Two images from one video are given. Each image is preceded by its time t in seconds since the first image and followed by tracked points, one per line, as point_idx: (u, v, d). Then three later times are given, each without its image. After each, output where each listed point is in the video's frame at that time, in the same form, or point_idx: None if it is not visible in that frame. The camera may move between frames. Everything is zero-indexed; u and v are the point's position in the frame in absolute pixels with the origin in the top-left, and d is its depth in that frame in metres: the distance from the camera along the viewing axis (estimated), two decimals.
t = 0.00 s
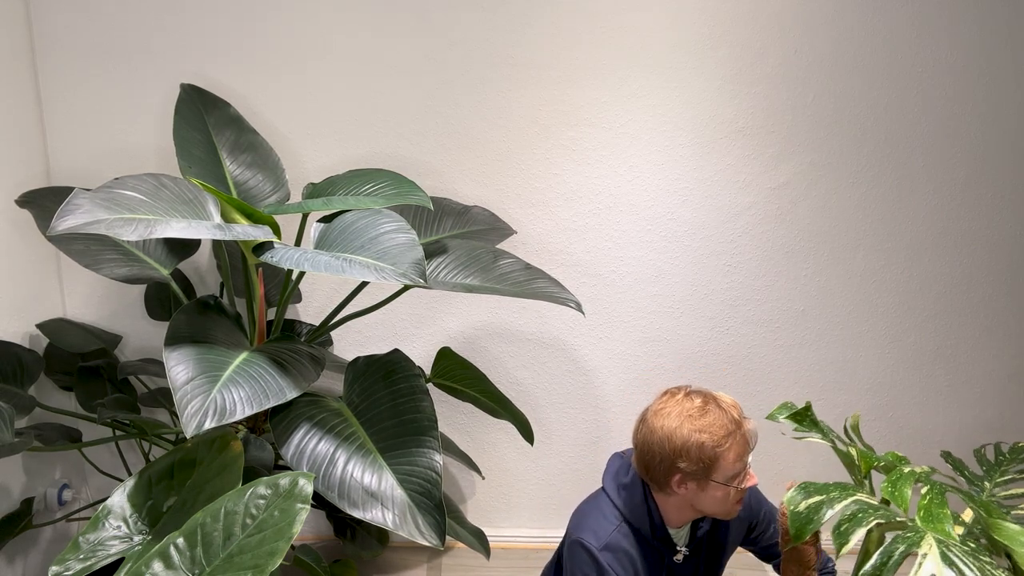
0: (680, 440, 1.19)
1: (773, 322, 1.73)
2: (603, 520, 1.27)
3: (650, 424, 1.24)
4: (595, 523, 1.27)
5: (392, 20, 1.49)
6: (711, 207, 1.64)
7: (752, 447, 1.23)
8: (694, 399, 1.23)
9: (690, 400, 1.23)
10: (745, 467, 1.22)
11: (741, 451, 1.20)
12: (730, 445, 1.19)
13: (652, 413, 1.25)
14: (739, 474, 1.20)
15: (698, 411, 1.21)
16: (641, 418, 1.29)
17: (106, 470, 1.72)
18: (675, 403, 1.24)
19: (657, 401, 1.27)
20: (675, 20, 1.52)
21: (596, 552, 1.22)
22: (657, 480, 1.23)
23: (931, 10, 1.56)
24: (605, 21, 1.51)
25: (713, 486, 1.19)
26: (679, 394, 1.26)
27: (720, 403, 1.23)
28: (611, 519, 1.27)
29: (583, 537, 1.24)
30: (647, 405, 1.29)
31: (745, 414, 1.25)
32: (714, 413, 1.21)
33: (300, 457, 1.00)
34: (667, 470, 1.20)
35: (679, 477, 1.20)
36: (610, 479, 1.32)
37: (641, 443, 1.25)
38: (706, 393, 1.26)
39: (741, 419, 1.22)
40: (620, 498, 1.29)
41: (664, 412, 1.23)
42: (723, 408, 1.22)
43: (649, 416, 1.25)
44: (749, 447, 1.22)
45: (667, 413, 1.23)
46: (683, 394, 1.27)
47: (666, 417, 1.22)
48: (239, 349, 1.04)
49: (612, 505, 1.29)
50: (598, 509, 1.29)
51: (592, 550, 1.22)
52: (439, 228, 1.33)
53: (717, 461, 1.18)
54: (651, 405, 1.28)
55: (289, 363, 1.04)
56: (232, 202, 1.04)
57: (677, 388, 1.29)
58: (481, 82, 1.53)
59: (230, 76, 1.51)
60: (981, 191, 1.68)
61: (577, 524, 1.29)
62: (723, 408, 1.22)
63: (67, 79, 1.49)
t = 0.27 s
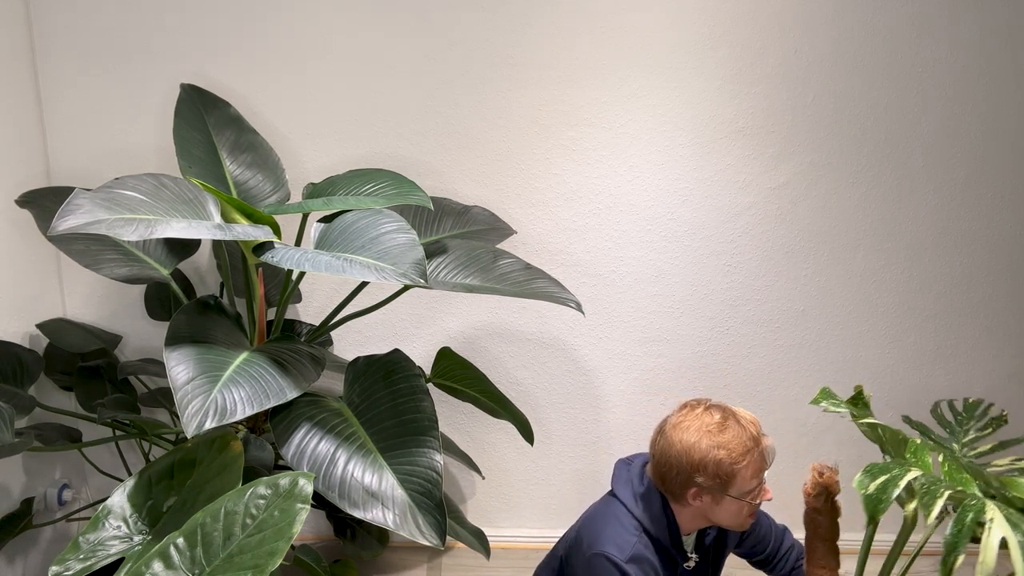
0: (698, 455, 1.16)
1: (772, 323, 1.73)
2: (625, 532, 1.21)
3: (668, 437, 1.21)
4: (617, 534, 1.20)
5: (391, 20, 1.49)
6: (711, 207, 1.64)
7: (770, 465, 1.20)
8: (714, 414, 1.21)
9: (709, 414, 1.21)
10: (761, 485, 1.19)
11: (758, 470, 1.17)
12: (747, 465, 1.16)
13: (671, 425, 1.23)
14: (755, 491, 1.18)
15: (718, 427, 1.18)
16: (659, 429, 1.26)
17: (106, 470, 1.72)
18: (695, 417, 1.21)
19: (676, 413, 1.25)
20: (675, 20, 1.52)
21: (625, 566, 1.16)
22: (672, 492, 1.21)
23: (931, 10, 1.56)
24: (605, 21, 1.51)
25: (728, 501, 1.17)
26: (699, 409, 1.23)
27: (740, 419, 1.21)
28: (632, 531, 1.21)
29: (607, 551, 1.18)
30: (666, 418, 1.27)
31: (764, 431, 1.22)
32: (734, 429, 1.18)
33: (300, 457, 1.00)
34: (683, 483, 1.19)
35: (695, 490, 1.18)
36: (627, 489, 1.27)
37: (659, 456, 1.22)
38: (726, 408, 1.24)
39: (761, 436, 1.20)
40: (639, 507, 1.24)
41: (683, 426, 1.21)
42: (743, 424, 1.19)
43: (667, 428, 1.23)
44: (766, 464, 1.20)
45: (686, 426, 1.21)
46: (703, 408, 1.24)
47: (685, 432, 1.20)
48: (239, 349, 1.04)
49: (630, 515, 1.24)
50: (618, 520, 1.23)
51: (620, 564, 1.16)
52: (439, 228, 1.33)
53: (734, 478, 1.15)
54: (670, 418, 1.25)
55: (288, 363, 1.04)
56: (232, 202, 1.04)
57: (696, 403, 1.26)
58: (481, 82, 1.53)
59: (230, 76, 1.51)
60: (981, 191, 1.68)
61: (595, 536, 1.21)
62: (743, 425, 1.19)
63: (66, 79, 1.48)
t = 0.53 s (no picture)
0: (722, 461, 1.16)
1: (772, 323, 1.73)
2: (653, 540, 1.19)
3: (692, 442, 1.21)
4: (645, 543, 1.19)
5: (390, 20, 1.49)
6: (711, 207, 1.64)
7: (791, 471, 1.20)
8: (740, 420, 1.19)
9: (734, 420, 1.20)
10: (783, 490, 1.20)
11: (781, 476, 1.18)
12: (770, 472, 1.16)
13: (695, 429, 1.22)
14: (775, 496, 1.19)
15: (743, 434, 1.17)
16: (682, 432, 1.25)
17: (106, 470, 1.72)
18: (720, 423, 1.20)
19: (700, 418, 1.24)
20: (675, 20, 1.52)
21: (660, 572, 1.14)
22: (693, 494, 1.22)
23: (931, 10, 1.56)
24: (605, 21, 1.51)
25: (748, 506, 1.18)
26: (724, 414, 1.22)
27: (765, 426, 1.20)
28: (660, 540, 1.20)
29: (638, 560, 1.16)
30: (689, 421, 1.26)
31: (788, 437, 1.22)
32: (759, 437, 1.17)
33: (300, 457, 1.00)
34: (703, 486, 1.19)
35: (715, 493, 1.19)
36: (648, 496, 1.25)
37: (682, 459, 1.22)
38: (752, 413, 1.22)
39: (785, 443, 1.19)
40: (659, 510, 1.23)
41: (707, 431, 1.20)
42: (768, 431, 1.18)
43: (691, 432, 1.22)
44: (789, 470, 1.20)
45: (711, 431, 1.20)
46: (728, 413, 1.23)
47: (711, 437, 1.19)
48: (239, 349, 1.04)
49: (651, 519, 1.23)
50: (644, 528, 1.21)
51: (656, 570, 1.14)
52: (439, 228, 1.33)
53: (756, 484, 1.16)
54: (694, 421, 1.24)
55: (288, 363, 1.04)
56: (232, 202, 1.04)
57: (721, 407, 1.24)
58: (481, 82, 1.53)
59: (229, 76, 1.51)
60: (981, 191, 1.68)
61: (622, 545, 1.19)
62: (768, 432, 1.18)
63: (66, 79, 1.48)
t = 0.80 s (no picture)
0: (765, 482, 1.12)
1: (772, 322, 1.73)
2: (682, 550, 1.13)
3: (733, 458, 1.15)
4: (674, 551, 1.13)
5: (390, 20, 1.49)
6: (711, 207, 1.64)
7: (826, 498, 1.18)
8: (786, 444, 1.14)
9: (780, 442, 1.15)
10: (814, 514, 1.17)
11: (814, 502, 1.15)
12: (806, 498, 1.13)
13: (737, 445, 1.16)
14: (806, 520, 1.17)
15: (789, 458, 1.13)
16: (721, 444, 1.20)
17: (106, 470, 1.72)
18: (766, 444, 1.14)
19: (742, 434, 1.18)
20: (675, 20, 1.52)
21: None
22: (724, 507, 1.18)
23: (931, 10, 1.56)
24: (605, 22, 1.51)
25: (777, 527, 1.16)
26: (771, 436, 1.16)
27: (811, 452, 1.15)
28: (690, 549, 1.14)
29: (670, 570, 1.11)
30: (729, 435, 1.20)
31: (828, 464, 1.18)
32: (803, 463, 1.13)
33: (299, 457, 1.00)
34: (738, 503, 1.15)
35: (748, 510, 1.16)
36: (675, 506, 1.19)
37: (717, 472, 1.17)
38: (797, 437, 1.17)
39: (825, 470, 1.16)
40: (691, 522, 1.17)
41: (751, 449, 1.14)
42: (812, 458, 1.14)
43: (731, 447, 1.17)
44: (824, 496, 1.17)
45: (754, 449, 1.14)
46: (773, 432, 1.17)
47: (754, 456, 1.13)
48: (238, 349, 1.04)
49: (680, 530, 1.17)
50: (672, 538, 1.15)
51: None
52: (439, 228, 1.33)
53: (792, 508, 1.13)
54: (736, 437, 1.18)
55: (288, 362, 1.04)
56: (232, 202, 1.04)
57: (767, 427, 1.19)
58: (481, 83, 1.53)
59: (229, 76, 1.51)
60: (981, 191, 1.68)
61: (651, 555, 1.13)
62: (812, 458, 1.14)
63: (65, 79, 1.48)
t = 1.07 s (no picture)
0: (797, 507, 1.09)
1: (772, 322, 1.73)
2: (702, 560, 1.13)
3: (770, 476, 1.13)
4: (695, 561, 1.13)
5: (390, 20, 1.49)
6: (711, 207, 1.64)
7: (857, 530, 1.15)
8: (828, 474, 1.11)
9: (821, 471, 1.11)
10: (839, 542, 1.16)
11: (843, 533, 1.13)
12: (836, 528, 1.11)
13: (776, 465, 1.13)
14: (830, 546, 1.15)
15: (827, 489, 1.09)
16: (758, 460, 1.17)
17: (106, 470, 1.72)
18: (807, 472, 1.11)
19: (783, 455, 1.15)
20: (674, 20, 1.52)
21: None
22: (748, 521, 1.16)
23: (931, 10, 1.56)
24: (604, 21, 1.51)
25: (797, 548, 1.15)
26: (815, 464, 1.12)
27: (851, 486, 1.12)
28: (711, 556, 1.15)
29: None
30: (770, 452, 1.17)
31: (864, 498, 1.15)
32: (841, 495, 1.10)
33: (300, 457, 1.00)
34: (765, 521, 1.13)
35: (773, 529, 1.14)
36: (696, 514, 1.19)
37: (749, 488, 1.15)
38: (839, 468, 1.13)
39: (862, 504, 1.13)
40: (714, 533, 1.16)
41: (788, 472, 1.11)
42: (851, 491, 1.11)
43: (769, 466, 1.14)
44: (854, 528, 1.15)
45: (793, 472, 1.11)
46: (817, 458, 1.14)
47: (791, 480, 1.11)
48: (239, 349, 1.04)
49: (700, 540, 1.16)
50: (692, 546, 1.15)
51: None
52: (439, 228, 1.33)
53: (819, 536, 1.11)
54: (777, 456, 1.15)
55: (288, 363, 1.04)
56: (232, 202, 1.04)
57: (813, 452, 1.15)
58: (481, 83, 1.53)
59: (229, 76, 1.51)
60: (980, 191, 1.68)
61: (669, 562, 1.15)
62: (850, 492, 1.11)
63: (66, 79, 1.48)
